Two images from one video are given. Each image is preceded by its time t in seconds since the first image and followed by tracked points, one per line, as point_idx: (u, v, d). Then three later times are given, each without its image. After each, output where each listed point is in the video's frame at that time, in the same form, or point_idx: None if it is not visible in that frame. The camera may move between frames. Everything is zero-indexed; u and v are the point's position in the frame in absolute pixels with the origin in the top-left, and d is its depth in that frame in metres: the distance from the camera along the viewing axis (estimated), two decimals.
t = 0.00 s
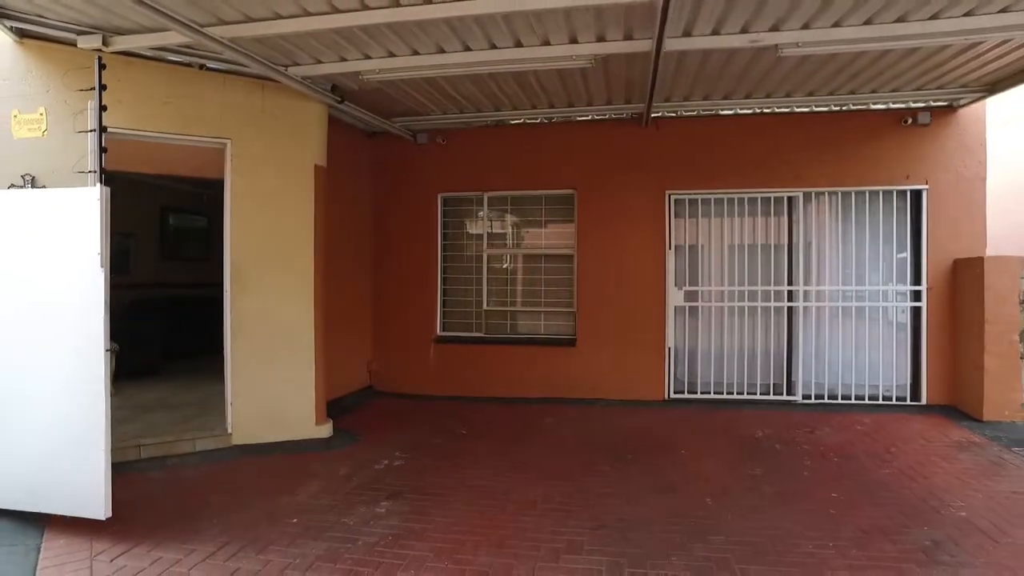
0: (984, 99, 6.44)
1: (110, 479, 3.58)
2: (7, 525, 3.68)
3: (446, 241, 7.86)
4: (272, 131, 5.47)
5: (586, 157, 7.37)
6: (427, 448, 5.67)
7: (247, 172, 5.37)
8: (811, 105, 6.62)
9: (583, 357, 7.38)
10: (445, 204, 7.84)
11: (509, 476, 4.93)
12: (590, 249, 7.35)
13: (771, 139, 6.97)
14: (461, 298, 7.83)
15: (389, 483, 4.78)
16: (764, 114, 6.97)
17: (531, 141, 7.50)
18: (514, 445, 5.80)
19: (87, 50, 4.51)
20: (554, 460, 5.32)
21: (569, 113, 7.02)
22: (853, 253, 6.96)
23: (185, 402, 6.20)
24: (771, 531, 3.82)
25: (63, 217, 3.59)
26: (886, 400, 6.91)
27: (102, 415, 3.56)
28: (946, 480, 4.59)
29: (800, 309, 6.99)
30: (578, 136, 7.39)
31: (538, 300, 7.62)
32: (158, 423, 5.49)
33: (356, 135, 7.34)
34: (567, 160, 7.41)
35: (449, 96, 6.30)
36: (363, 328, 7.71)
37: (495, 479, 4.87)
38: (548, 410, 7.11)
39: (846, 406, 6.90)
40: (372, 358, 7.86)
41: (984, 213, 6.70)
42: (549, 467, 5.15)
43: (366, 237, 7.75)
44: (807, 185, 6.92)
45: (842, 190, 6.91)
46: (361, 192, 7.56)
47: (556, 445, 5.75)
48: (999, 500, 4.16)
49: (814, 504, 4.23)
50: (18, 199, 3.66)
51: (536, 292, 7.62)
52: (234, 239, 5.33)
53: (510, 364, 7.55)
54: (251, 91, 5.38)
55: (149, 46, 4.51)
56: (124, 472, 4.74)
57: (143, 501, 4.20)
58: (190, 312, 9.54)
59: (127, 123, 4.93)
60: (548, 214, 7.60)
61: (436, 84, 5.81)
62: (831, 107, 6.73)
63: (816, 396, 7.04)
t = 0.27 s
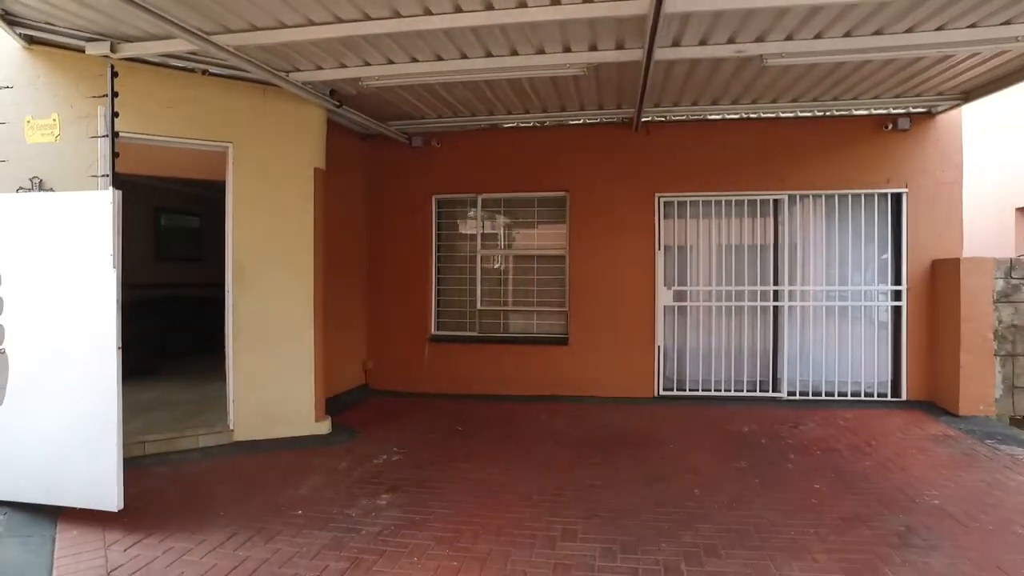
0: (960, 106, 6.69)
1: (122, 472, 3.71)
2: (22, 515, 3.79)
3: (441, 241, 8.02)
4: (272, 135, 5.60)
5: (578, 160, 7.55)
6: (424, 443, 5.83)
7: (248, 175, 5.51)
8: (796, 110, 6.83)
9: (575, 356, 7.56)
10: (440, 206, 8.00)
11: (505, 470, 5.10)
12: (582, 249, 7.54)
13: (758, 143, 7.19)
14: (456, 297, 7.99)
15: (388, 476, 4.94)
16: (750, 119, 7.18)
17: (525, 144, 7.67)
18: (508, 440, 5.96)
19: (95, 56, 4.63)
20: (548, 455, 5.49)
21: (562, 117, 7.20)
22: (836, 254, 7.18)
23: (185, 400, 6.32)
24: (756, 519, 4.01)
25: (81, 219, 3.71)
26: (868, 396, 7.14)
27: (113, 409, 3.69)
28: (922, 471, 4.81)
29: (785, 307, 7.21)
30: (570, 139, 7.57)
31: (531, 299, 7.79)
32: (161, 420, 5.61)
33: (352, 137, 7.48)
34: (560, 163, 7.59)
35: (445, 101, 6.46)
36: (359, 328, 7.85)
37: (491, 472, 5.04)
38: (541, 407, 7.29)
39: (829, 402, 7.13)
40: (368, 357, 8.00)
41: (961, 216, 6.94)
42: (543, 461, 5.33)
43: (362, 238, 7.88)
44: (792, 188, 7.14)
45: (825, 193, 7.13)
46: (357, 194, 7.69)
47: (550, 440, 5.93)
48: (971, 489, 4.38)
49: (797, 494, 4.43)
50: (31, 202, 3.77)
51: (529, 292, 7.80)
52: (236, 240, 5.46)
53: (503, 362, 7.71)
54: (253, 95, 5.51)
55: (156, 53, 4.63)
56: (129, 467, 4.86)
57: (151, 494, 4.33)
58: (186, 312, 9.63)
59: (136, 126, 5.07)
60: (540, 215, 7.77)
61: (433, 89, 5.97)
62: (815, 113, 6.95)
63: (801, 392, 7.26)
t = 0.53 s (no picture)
0: (939, 112, 6.93)
1: (136, 466, 3.84)
2: (38, 508, 3.91)
3: (436, 242, 8.17)
4: (274, 138, 5.74)
5: (571, 163, 7.73)
6: (422, 439, 5.99)
7: (251, 177, 5.64)
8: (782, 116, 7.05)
9: (568, 354, 7.75)
10: (435, 207, 8.15)
11: (502, 464, 5.27)
12: (575, 250, 7.72)
13: (745, 147, 7.40)
14: (451, 297, 8.15)
15: (390, 470, 5.10)
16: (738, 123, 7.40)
17: (519, 147, 7.84)
18: (504, 436, 6.14)
19: (105, 63, 4.75)
20: (543, 449, 5.67)
21: (555, 121, 7.38)
22: (821, 255, 7.41)
23: (187, 398, 6.44)
24: (743, 508, 4.21)
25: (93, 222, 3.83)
26: (852, 393, 7.37)
27: (127, 405, 3.82)
28: (901, 463, 5.03)
29: (772, 307, 7.42)
30: (563, 142, 7.75)
31: (525, 299, 7.97)
32: (165, 418, 5.73)
33: (350, 140, 7.63)
34: (553, 165, 7.76)
35: (442, 105, 6.62)
36: (357, 327, 7.99)
37: (489, 466, 5.21)
38: (536, 404, 7.46)
39: (814, 398, 7.35)
40: (365, 355, 8.14)
41: (940, 217, 7.19)
42: (538, 455, 5.51)
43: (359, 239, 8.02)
44: (778, 191, 7.36)
45: (810, 195, 7.36)
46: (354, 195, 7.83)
47: (544, 436, 6.11)
48: (947, 479, 4.60)
49: (782, 484, 4.63)
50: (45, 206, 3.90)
51: (523, 292, 7.97)
52: (239, 241, 5.59)
53: (498, 360, 7.88)
54: (255, 100, 5.64)
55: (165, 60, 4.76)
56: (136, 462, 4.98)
57: (160, 488, 4.46)
58: (182, 312, 9.71)
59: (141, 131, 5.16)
60: (534, 217, 7.95)
61: (431, 94, 6.13)
62: (800, 118, 7.17)
63: (787, 389, 7.48)
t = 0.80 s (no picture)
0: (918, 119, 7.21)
1: (151, 458, 4.01)
2: (56, 498, 4.07)
3: (432, 243, 8.37)
4: (278, 143, 5.91)
5: (564, 166, 7.94)
6: (421, 434, 6.19)
7: (255, 181, 5.81)
8: (768, 122, 7.30)
9: (560, 352, 7.96)
10: (431, 209, 8.34)
11: (499, 457, 5.48)
12: (568, 251, 7.94)
13: (732, 152, 7.65)
14: (446, 297, 8.34)
15: (391, 463, 5.29)
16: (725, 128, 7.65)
17: (512, 150, 8.05)
18: (500, 431, 6.34)
19: (117, 70, 4.91)
20: (538, 443, 5.88)
21: (548, 125, 7.59)
22: (805, 256, 7.68)
23: (191, 396, 6.59)
24: (729, 495, 4.44)
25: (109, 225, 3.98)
26: (834, 389, 7.64)
27: (142, 400, 3.99)
28: (879, 454, 5.28)
29: (758, 306, 7.68)
30: (556, 146, 7.97)
31: (519, 299, 8.18)
32: (170, 414, 5.89)
33: (348, 144, 7.80)
34: (546, 169, 7.98)
35: (439, 111, 6.81)
36: (354, 326, 8.17)
37: (487, 459, 5.42)
38: (530, 401, 7.68)
39: (798, 394, 7.61)
40: (362, 354, 8.32)
41: (919, 220, 7.47)
42: (534, 448, 5.72)
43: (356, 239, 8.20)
44: (763, 194, 7.62)
45: (795, 198, 7.62)
46: (352, 197, 8.02)
47: (539, 430, 6.32)
48: (922, 469, 4.85)
49: (767, 474, 4.87)
50: (64, 209, 4.05)
51: (517, 291, 8.18)
52: (243, 243, 5.77)
53: (492, 358, 8.08)
54: (259, 105, 5.81)
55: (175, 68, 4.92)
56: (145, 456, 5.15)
57: (171, 481, 4.63)
58: (180, 312, 9.84)
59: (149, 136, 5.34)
60: (528, 219, 8.17)
61: (430, 100, 6.32)
62: (785, 124, 7.43)
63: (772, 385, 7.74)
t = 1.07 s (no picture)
0: (897, 124, 7.50)
1: (164, 449, 4.20)
2: (73, 487, 4.25)
3: (427, 243, 8.57)
4: (280, 146, 6.09)
5: (556, 168, 8.17)
6: (418, 428, 6.40)
7: (258, 183, 5.99)
8: (753, 126, 7.56)
9: (553, 350, 8.19)
10: (426, 210, 8.55)
11: (495, 449, 5.71)
12: (560, 251, 8.17)
13: (719, 155, 7.91)
14: (442, 296, 8.55)
15: (391, 455, 5.50)
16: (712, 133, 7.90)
17: (506, 153, 8.26)
18: (495, 425, 6.56)
19: (127, 76, 5.09)
20: (532, 436, 6.10)
21: (541, 129, 7.82)
22: (789, 256, 7.94)
23: (193, 392, 6.77)
24: (715, 483, 4.68)
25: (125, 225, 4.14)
26: (817, 384, 7.92)
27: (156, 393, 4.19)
28: (858, 445, 5.54)
29: (744, 304, 7.94)
30: (549, 149, 8.19)
31: (513, 297, 8.40)
32: (175, 410, 6.07)
33: (345, 146, 7.99)
34: (539, 171, 8.20)
35: (436, 115, 7.01)
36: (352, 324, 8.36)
37: (483, 451, 5.64)
38: (523, 397, 7.90)
39: (782, 390, 7.88)
40: (360, 352, 8.52)
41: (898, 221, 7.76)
42: (529, 441, 5.94)
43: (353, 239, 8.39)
44: (749, 196, 7.88)
45: (779, 200, 7.88)
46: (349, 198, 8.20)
47: (533, 424, 6.55)
48: (897, 458, 5.12)
49: (751, 464, 5.12)
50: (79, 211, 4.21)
51: (510, 291, 8.40)
52: (247, 243, 5.95)
53: (487, 355, 8.30)
54: (262, 110, 5.99)
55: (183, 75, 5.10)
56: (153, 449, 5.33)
57: (180, 472, 4.82)
58: (177, 310, 9.99)
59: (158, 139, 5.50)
60: (521, 219, 8.39)
61: (427, 105, 6.52)
62: (770, 128, 7.69)
63: (757, 380, 8.01)
